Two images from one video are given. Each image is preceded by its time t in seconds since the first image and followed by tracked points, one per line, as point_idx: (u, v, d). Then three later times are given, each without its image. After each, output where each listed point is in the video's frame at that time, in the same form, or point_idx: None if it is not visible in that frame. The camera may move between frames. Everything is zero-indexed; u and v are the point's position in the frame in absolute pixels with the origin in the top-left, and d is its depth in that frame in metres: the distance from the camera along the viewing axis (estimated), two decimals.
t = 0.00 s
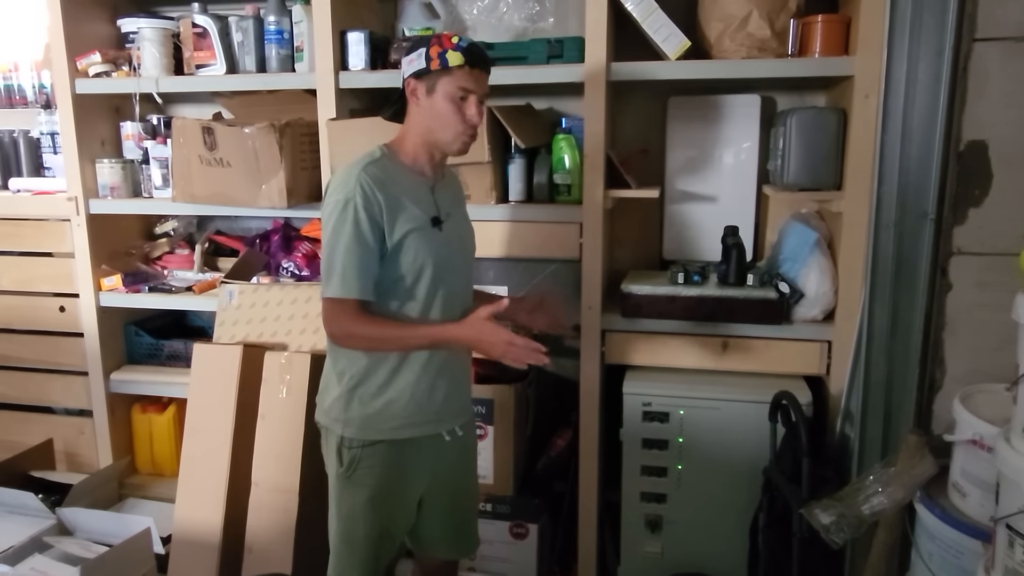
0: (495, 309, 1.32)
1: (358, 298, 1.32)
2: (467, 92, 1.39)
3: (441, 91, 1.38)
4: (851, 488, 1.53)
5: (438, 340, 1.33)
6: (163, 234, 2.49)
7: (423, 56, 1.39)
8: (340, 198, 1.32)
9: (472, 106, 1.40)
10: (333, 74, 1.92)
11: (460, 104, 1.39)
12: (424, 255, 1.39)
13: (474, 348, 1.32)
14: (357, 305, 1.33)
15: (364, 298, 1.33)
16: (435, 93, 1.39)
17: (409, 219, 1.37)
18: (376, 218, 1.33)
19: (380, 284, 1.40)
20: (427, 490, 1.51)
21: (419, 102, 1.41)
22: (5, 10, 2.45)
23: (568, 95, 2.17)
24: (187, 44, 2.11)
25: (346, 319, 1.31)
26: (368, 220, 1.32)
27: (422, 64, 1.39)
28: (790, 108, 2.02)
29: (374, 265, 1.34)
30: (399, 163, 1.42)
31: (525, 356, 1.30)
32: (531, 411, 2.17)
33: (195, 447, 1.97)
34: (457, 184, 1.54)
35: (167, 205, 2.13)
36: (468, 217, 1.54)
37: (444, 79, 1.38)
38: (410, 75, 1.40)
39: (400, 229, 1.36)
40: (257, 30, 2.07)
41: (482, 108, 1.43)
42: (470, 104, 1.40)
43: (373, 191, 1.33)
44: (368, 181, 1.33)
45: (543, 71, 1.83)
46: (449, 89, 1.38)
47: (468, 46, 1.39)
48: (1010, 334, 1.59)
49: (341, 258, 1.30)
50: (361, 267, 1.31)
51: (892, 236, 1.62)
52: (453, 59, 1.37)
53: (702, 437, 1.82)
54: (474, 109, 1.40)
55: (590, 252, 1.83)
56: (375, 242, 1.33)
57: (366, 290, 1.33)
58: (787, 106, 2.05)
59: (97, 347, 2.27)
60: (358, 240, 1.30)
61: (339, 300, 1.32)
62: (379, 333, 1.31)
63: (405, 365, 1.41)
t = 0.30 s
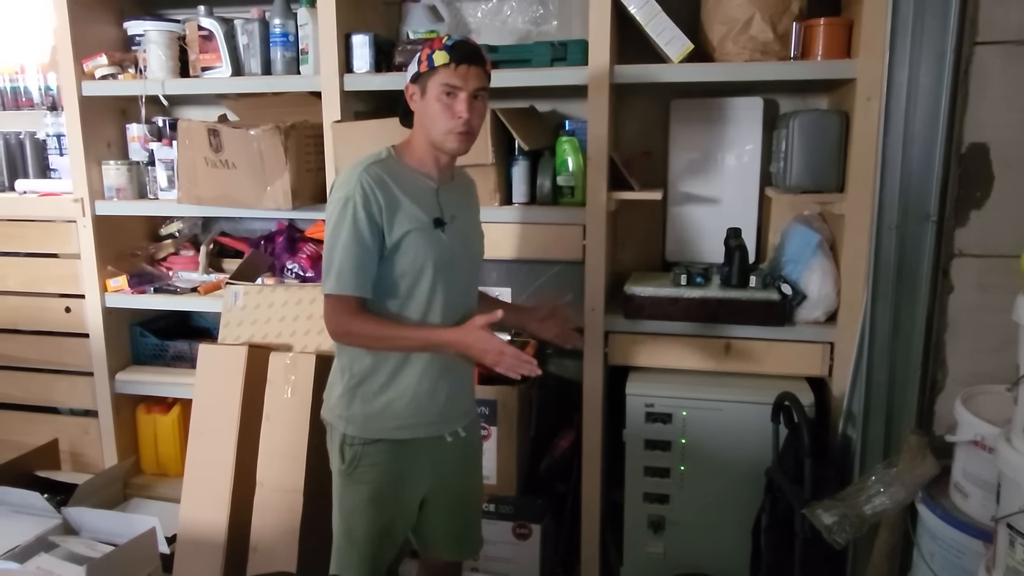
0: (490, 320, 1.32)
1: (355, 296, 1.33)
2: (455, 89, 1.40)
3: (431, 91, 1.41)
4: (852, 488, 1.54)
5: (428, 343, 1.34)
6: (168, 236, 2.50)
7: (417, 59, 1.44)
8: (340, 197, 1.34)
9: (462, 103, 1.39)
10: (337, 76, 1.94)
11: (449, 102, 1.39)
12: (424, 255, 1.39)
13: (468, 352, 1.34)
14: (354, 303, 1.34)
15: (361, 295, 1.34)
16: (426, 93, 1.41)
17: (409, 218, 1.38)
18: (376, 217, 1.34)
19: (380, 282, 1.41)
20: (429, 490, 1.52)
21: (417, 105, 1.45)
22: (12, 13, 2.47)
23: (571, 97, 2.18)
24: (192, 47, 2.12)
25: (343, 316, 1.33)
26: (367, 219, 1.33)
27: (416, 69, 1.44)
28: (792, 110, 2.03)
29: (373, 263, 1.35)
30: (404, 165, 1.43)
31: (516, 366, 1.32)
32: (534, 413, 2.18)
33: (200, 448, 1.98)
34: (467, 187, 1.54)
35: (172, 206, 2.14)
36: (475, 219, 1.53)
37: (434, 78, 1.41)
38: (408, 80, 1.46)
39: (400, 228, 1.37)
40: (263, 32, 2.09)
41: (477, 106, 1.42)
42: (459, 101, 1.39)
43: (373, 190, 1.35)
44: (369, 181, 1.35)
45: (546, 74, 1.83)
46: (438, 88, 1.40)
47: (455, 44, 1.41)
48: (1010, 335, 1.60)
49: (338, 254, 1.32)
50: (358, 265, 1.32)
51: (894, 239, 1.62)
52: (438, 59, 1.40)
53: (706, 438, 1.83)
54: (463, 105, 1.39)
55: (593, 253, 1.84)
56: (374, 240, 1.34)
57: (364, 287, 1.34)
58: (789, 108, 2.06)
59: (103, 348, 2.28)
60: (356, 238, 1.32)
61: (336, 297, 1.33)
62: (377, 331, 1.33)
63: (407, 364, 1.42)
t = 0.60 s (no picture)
0: (496, 342, 1.36)
1: (359, 300, 1.34)
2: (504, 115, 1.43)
3: (487, 111, 1.39)
4: (854, 488, 1.55)
5: (428, 352, 1.35)
6: (173, 237, 2.52)
7: (475, 74, 1.36)
8: (347, 202, 1.35)
9: (504, 129, 1.44)
10: (342, 80, 1.95)
11: (496, 126, 1.41)
12: (429, 260, 1.40)
13: (464, 366, 1.36)
14: (355, 307, 1.35)
15: (366, 299, 1.35)
16: (480, 111, 1.39)
17: (415, 223, 1.39)
18: (382, 222, 1.36)
19: (385, 286, 1.42)
20: (434, 489, 1.53)
21: (461, 117, 1.39)
22: (18, 15, 2.48)
23: (574, 100, 2.19)
24: (198, 49, 2.13)
25: (343, 320, 1.34)
26: (373, 224, 1.34)
27: (474, 81, 1.36)
28: (794, 113, 2.04)
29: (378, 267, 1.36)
30: (411, 168, 1.44)
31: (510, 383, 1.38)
32: (537, 413, 2.19)
33: (204, 448, 1.99)
34: (473, 191, 1.55)
35: (177, 208, 2.16)
36: (481, 223, 1.54)
37: (492, 100, 1.39)
38: (458, 88, 1.37)
39: (406, 233, 1.38)
40: (268, 35, 2.10)
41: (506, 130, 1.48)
42: (503, 127, 1.44)
43: (379, 195, 1.36)
44: (376, 186, 1.36)
45: (549, 77, 1.84)
46: (495, 111, 1.40)
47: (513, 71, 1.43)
48: (1010, 337, 1.61)
49: (344, 259, 1.33)
50: (364, 269, 1.33)
51: (896, 240, 1.65)
52: (505, 84, 1.39)
53: (707, 439, 1.84)
54: (505, 132, 1.45)
55: (596, 255, 1.85)
56: (380, 245, 1.36)
57: (369, 291, 1.35)
58: (791, 111, 2.07)
59: (108, 348, 2.30)
60: (362, 243, 1.33)
61: (341, 301, 1.34)
62: (380, 335, 1.34)
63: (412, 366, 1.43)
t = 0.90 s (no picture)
0: (497, 352, 1.37)
1: (368, 296, 1.36)
2: (524, 127, 1.45)
3: (508, 121, 1.42)
4: (853, 488, 1.56)
5: (432, 354, 1.36)
6: (176, 237, 2.53)
7: (502, 84, 1.39)
8: (366, 197, 1.37)
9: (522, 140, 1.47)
10: (345, 82, 1.96)
11: (516, 137, 1.44)
12: (440, 263, 1.42)
13: (462, 373, 1.38)
14: (362, 304, 1.36)
15: (374, 296, 1.37)
16: (501, 120, 1.41)
17: (430, 225, 1.40)
18: (397, 221, 1.37)
19: (394, 285, 1.43)
20: (436, 488, 1.54)
21: (483, 125, 1.40)
22: (23, 17, 2.50)
23: (575, 102, 2.20)
24: (202, 51, 2.15)
25: (348, 315, 1.35)
26: (388, 222, 1.36)
27: (500, 92, 1.38)
28: (795, 115, 2.05)
29: (388, 265, 1.37)
30: (429, 169, 1.46)
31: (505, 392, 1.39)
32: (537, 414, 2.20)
33: (207, 447, 2.00)
34: (489, 197, 1.57)
35: (180, 209, 2.17)
36: (494, 230, 1.55)
37: (514, 112, 1.41)
38: (484, 96, 1.38)
39: (420, 234, 1.40)
40: (271, 37, 2.11)
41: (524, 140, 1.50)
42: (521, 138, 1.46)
43: (398, 194, 1.37)
44: (395, 185, 1.38)
45: (551, 79, 1.85)
46: (516, 122, 1.42)
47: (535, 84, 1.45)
48: (1008, 337, 1.61)
49: (356, 255, 1.35)
50: (375, 266, 1.35)
51: (894, 243, 1.66)
52: (529, 96, 1.42)
53: (707, 438, 1.85)
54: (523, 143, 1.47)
55: (597, 256, 1.86)
56: (393, 243, 1.37)
57: (378, 289, 1.36)
58: (791, 113, 2.08)
59: (111, 349, 2.31)
60: (376, 240, 1.34)
61: (350, 296, 1.35)
62: (384, 333, 1.35)
63: (418, 366, 1.44)
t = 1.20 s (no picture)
0: (500, 351, 1.38)
1: (374, 288, 1.37)
2: (513, 113, 1.42)
3: (489, 107, 1.42)
4: (852, 487, 1.57)
5: (434, 349, 1.37)
6: (178, 238, 2.52)
7: (481, 74, 1.44)
8: (378, 190, 1.39)
9: (517, 127, 1.43)
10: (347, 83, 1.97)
11: (505, 124, 1.42)
12: (446, 260, 1.42)
13: (465, 370, 1.38)
14: (370, 296, 1.37)
15: (380, 288, 1.38)
16: (483, 107, 1.43)
17: (439, 221, 1.42)
18: (406, 216, 1.39)
19: (401, 279, 1.44)
20: (438, 485, 1.55)
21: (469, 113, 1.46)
22: (27, 19, 2.51)
23: (576, 103, 2.21)
24: (204, 52, 2.16)
25: (356, 306, 1.36)
26: (397, 215, 1.37)
27: (477, 80, 1.44)
28: (794, 117, 2.06)
29: (396, 259, 1.38)
30: (443, 169, 1.48)
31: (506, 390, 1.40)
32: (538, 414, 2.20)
33: (210, 446, 2.01)
34: (501, 199, 1.58)
35: (183, 209, 2.18)
36: (503, 232, 1.56)
37: (494, 96, 1.42)
38: (467, 88, 1.46)
39: (428, 229, 1.41)
40: (274, 38, 2.12)
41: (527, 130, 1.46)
42: (515, 125, 1.43)
43: (409, 188, 1.39)
44: (407, 180, 1.40)
45: (553, 81, 1.86)
46: (497, 107, 1.41)
47: (523, 71, 1.43)
48: (1006, 338, 1.62)
49: (364, 245, 1.36)
50: (382, 258, 1.36)
51: (893, 245, 1.67)
52: (505, 81, 1.41)
53: (707, 438, 1.85)
54: (519, 131, 1.42)
55: (598, 256, 1.86)
56: (401, 236, 1.38)
57: (385, 281, 1.37)
58: (791, 114, 2.09)
59: (114, 348, 2.32)
60: (384, 232, 1.36)
61: (356, 287, 1.37)
62: (389, 326, 1.36)
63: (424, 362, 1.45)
